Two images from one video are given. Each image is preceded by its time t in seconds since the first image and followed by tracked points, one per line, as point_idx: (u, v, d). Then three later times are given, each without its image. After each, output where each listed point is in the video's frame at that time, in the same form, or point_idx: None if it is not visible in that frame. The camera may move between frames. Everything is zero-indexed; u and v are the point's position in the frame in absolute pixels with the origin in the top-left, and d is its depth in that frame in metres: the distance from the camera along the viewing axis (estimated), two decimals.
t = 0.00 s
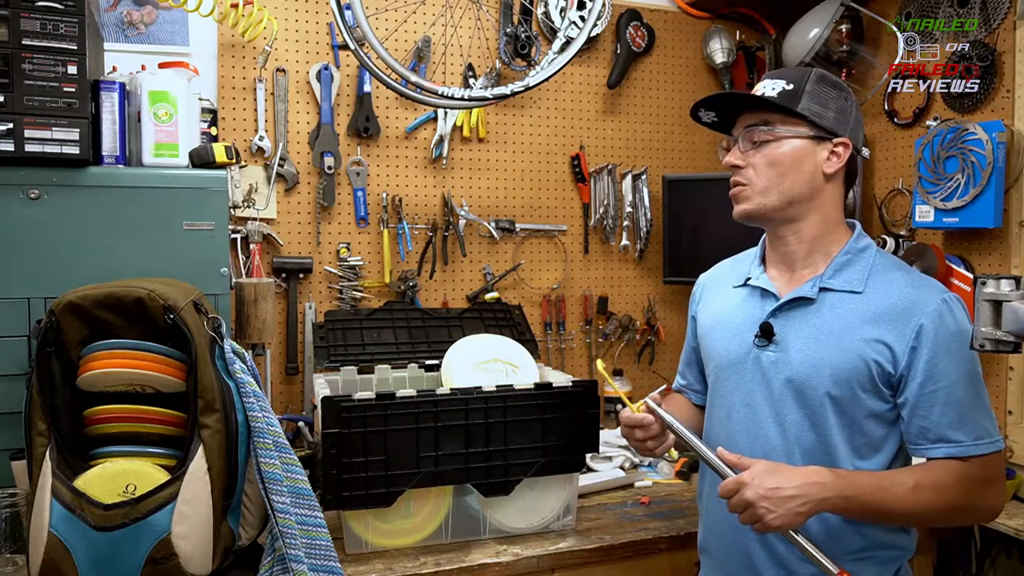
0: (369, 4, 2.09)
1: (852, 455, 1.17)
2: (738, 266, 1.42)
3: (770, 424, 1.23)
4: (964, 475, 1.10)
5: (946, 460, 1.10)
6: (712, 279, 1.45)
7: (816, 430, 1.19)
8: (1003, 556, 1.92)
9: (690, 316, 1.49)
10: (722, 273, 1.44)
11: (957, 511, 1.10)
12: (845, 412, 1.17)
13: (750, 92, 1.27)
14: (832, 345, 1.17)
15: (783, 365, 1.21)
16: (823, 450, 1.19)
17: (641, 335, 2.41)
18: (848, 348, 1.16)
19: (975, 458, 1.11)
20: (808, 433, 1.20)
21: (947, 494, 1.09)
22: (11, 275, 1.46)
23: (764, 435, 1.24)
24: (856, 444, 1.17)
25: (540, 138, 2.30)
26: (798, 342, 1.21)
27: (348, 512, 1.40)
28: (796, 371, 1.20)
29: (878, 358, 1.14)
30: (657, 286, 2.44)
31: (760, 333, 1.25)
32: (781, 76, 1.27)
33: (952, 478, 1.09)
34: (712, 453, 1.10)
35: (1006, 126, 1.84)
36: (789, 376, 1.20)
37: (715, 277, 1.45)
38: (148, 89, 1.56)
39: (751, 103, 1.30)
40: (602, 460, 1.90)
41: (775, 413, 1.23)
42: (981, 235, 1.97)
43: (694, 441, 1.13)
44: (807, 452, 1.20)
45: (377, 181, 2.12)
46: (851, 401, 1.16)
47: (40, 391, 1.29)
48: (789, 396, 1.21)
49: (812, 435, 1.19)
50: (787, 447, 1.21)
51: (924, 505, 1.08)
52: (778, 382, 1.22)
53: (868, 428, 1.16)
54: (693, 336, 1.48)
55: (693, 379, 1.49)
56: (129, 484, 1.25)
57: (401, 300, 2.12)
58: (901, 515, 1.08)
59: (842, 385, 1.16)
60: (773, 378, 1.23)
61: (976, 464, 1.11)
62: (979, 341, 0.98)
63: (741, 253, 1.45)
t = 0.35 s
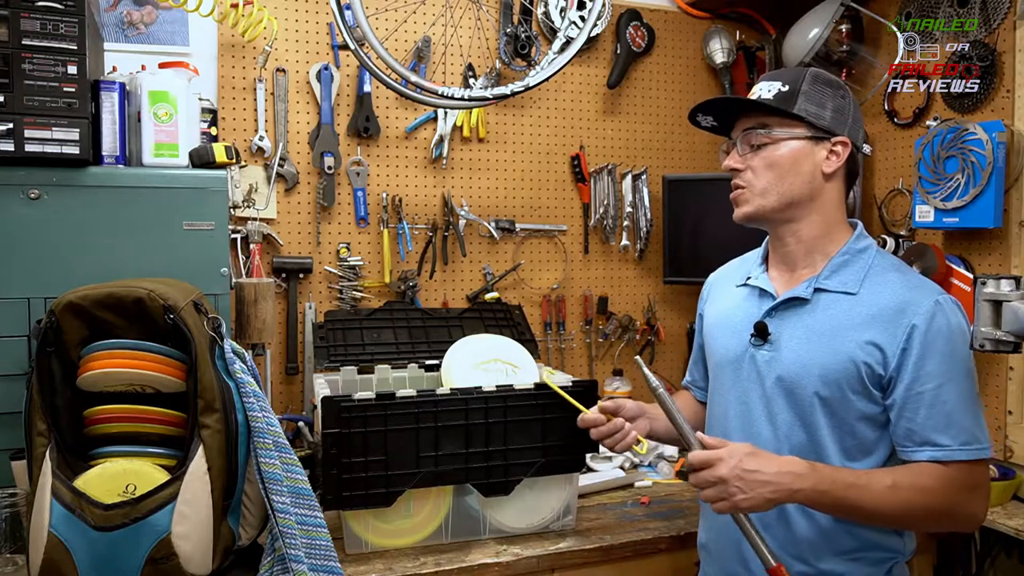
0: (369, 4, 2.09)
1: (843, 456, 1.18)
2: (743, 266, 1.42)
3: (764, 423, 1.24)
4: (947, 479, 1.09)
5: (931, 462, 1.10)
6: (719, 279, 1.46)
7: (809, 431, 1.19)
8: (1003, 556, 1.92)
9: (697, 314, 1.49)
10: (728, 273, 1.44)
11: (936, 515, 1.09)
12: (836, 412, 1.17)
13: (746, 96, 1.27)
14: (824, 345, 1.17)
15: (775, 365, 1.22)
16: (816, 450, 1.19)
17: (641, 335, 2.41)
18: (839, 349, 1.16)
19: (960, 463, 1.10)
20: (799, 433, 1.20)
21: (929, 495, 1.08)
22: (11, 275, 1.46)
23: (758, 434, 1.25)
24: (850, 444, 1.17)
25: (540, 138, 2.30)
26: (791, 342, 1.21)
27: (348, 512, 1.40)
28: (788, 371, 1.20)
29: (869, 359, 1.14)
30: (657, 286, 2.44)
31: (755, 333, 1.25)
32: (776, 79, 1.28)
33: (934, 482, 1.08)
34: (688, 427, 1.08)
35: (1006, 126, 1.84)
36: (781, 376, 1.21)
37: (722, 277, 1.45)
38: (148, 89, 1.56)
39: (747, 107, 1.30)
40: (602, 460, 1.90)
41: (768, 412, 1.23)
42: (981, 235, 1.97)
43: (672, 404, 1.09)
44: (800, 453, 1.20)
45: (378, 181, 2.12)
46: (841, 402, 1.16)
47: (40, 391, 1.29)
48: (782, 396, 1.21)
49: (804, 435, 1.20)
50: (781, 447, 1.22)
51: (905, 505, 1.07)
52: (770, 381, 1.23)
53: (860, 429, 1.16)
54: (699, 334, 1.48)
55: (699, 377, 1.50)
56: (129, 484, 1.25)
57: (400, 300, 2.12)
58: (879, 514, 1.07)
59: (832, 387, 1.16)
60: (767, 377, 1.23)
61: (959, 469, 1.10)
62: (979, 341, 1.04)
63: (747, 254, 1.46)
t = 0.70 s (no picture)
0: (369, 4, 2.09)
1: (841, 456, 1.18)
2: (745, 267, 1.42)
3: (764, 422, 1.24)
4: (928, 478, 1.08)
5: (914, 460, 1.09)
6: (720, 279, 1.46)
7: (807, 430, 1.19)
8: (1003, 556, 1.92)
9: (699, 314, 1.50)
10: (729, 273, 1.45)
11: (913, 513, 1.08)
12: (835, 412, 1.17)
13: (754, 95, 1.26)
14: (822, 344, 1.18)
15: (775, 363, 1.22)
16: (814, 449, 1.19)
17: (641, 335, 2.42)
18: (838, 348, 1.16)
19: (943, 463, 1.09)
20: (798, 432, 1.20)
21: (906, 493, 1.07)
22: (11, 275, 1.46)
23: (757, 432, 1.25)
24: (848, 444, 1.17)
25: (540, 138, 2.30)
26: (790, 341, 1.21)
27: (348, 512, 1.40)
28: (787, 370, 1.20)
29: (866, 358, 1.14)
30: (657, 286, 2.44)
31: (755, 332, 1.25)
32: (784, 78, 1.27)
33: (912, 480, 1.08)
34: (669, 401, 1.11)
35: (1006, 126, 1.84)
36: (780, 375, 1.21)
37: (723, 277, 1.45)
38: (149, 89, 1.56)
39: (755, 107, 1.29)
40: (602, 460, 1.90)
41: (768, 411, 1.23)
42: (981, 235, 1.97)
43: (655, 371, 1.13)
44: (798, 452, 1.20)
45: (378, 181, 2.12)
46: (839, 401, 1.16)
47: (40, 391, 1.29)
48: (781, 395, 1.21)
49: (803, 434, 1.20)
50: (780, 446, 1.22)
51: (879, 500, 1.07)
52: (769, 380, 1.23)
53: (858, 429, 1.16)
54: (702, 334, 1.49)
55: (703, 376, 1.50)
56: (129, 484, 1.25)
57: (400, 300, 2.12)
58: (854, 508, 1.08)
59: (830, 385, 1.16)
60: (766, 376, 1.23)
61: (942, 468, 1.09)
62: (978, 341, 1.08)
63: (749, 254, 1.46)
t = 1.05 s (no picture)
0: (369, 4, 2.09)
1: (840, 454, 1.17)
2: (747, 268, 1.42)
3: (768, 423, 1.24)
4: (916, 472, 1.06)
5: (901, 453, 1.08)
6: (721, 279, 1.46)
7: (810, 429, 1.20)
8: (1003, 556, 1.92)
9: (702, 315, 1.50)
10: (730, 273, 1.45)
11: (900, 504, 1.06)
12: (840, 411, 1.17)
13: (773, 91, 1.25)
14: (827, 342, 1.18)
15: (780, 363, 1.22)
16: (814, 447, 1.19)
17: (641, 335, 2.42)
18: (843, 346, 1.16)
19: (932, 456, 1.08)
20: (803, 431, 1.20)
21: (894, 481, 1.05)
22: (11, 274, 1.46)
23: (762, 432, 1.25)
24: (848, 443, 1.17)
25: (540, 138, 2.30)
26: (795, 340, 1.22)
27: (348, 512, 1.40)
28: (792, 369, 1.20)
29: (870, 357, 1.14)
30: (657, 286, 2.44)
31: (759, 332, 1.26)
32: (798, 76, 1.27)
33: (900, 470, 1.06)
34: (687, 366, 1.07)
35: (1006, 126, 1.84)
36: (786, 374, 1.21)
37: (724, 278, 1.45)
38: (149, 89, 1.56)
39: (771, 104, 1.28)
40: (602, 460, 1.90)
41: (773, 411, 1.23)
42: (981, 235, 1.97)
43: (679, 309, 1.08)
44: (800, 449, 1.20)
45: (378, 181, 2.12)
46: (842, 399, 1.16)
47: (40, 391, 1.29)
48: (784, 394, 1.22)
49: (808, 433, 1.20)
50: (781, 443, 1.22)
51: (869, 486, 1.04)
52: (775, 379, 1.23)
53: (859, 428, 1.16)
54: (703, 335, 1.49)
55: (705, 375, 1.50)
56: (129, 484, 1.25)
57: (400, 300, 2.12)
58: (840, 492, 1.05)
59: (836, 384, 1.16)
60: (770, 375, 1.24)
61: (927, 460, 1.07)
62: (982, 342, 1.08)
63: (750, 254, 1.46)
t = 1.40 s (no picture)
0: (369, 4, 2.09)
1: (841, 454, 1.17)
2: (744, 269, 1.42)
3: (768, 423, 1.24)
4: (930, 474, 1.07)
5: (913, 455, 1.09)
6: (719, 281, 1.46)
7: (810, 429, 1.19)
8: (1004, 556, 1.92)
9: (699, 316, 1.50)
10: (729, 273, 1.44)
11: (909, 505, 1.07)
12: (840, 410, 1.17)
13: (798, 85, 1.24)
14: (828, 342, 1.18)
15: (780, 363, 1.22)
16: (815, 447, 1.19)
17: (641, 335, 2.42)
18: (843, 345, 1.16)
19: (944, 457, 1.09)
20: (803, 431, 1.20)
21: (911, 485, 1.06)
22: (11, 274, 1.46)
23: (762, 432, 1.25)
24: (849, 442, 1.17)
25: (540, 138, 2.30)
26: (795, 341, 1.21)
27: (348, 512, 1.40)
28: (793, 369, 1.20)
29: (871, 356, 1.14)
30: (657, 286, 2.44)
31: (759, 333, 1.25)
32: (818, 75, 1.27)
33: (916, 473, 1.06)
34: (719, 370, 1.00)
35: (1006, 126, 1.84)
36: (787, 375, 1.21)
37: (722, 279, 1.45)
38: (149, 89, 1.56)
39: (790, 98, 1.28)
40: (602, 460, 1.90)
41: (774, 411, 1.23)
42: (981, 235, 1.97)
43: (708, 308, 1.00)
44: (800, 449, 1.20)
45: (378, 181, 2.12)
46: (843, 399, 1.16)
47: (40, 391, 1.29)
48: (785, 394, 1.21)
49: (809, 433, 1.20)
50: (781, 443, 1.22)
51: (883, 490, 1.05)
52: (776, 380, 1.23)
53: (859, 427, 1.16)
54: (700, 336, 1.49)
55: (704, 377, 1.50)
56: (129, 484, 1.25)
57: (400, 300, 2.12)
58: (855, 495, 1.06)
59: (837, 383, 1.16)
60: (770, 376, 1.23)
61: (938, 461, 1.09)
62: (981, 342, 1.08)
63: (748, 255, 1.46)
